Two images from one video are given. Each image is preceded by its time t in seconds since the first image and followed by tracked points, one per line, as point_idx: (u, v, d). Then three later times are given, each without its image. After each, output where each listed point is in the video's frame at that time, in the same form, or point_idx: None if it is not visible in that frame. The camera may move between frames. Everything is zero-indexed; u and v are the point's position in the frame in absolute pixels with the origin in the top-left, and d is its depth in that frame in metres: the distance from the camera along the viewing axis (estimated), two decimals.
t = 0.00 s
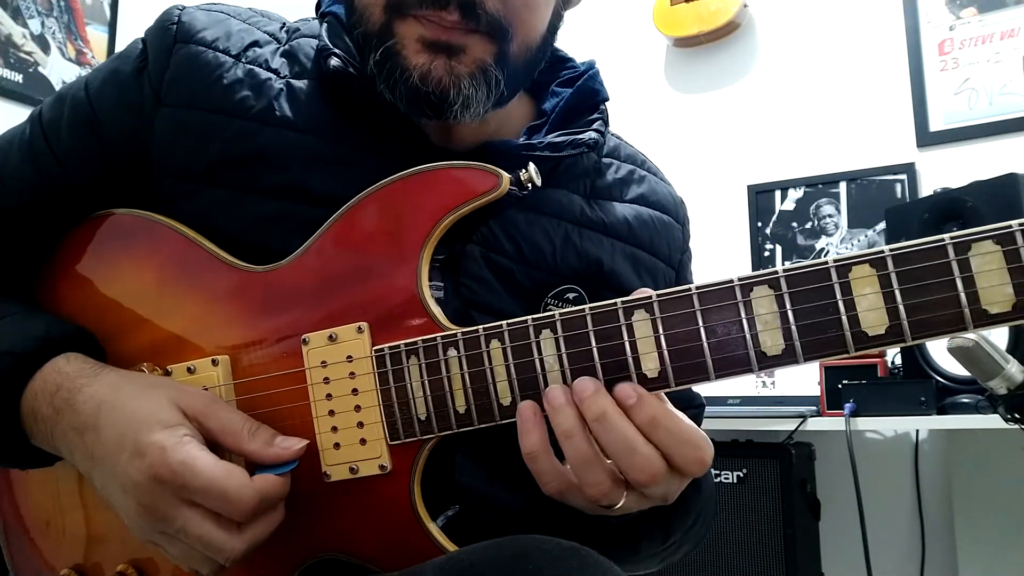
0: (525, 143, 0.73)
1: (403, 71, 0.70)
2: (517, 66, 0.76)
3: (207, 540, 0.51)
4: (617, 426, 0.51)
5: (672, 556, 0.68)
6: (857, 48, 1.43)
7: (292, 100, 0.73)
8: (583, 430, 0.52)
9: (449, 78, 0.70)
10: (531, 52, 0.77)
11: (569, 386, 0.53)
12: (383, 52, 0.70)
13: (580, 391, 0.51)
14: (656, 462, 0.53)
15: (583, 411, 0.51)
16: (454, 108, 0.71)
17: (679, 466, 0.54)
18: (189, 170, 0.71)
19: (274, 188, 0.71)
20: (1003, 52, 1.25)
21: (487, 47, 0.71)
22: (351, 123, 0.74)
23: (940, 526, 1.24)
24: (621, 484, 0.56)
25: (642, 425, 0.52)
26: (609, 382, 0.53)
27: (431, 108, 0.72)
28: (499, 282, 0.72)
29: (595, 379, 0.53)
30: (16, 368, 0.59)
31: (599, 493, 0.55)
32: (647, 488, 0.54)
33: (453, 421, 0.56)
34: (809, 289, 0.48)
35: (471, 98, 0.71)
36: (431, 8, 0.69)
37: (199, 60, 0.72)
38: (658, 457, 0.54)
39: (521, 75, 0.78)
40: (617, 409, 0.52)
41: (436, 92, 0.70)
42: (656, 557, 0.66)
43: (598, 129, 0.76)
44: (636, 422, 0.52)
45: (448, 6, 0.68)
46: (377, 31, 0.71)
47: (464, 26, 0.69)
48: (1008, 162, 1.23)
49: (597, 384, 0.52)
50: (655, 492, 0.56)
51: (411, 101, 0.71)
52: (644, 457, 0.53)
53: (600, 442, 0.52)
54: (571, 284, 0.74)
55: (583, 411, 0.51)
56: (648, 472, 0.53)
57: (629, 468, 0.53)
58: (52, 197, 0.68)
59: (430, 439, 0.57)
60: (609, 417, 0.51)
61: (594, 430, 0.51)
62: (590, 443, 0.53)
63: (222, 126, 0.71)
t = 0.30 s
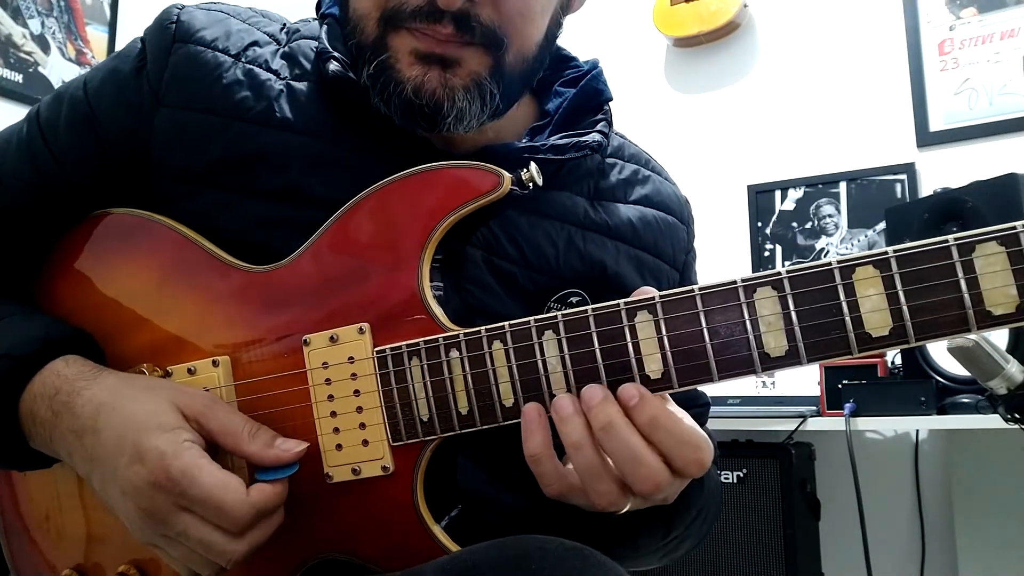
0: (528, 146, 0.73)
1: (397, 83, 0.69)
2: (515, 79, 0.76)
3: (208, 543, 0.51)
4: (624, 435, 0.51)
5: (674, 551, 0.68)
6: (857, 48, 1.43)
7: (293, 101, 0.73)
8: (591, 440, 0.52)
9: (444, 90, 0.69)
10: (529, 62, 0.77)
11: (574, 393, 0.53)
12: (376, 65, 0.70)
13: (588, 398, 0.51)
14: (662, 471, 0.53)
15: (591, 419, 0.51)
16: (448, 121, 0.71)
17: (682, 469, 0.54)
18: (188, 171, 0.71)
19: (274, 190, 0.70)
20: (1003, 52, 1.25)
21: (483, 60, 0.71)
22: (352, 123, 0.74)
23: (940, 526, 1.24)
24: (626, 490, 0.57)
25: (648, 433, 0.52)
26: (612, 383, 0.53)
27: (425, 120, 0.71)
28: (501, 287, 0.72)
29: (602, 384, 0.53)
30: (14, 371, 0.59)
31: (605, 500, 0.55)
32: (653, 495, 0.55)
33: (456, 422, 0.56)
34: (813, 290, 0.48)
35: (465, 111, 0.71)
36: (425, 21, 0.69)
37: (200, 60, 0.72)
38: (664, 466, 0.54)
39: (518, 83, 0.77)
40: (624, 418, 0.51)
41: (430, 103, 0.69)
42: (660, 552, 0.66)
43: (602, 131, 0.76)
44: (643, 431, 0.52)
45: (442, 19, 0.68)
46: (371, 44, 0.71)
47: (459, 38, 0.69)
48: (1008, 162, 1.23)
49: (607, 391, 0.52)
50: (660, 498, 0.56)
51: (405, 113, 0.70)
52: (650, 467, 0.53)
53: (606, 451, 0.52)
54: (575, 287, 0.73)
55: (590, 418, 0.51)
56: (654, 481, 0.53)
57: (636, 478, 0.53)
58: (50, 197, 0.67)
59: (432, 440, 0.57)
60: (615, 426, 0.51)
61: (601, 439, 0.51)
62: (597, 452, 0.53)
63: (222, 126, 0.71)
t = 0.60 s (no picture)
0: (528, 147, 0.73)
1: (401, 95, 0.69)
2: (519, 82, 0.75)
3: (210, 544, 0.51)
4: (611, 440, 0.51)
5: (674, 554, 0.68)
6: (857, 48, 1.43)
7: (290, 102, 0.73)
8: (580, 443, 0.52)
9: (448, 100, 0.70)
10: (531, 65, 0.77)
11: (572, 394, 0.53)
12: (380, 76, 0.70)
13: (578, 401, 0.51)
14: (649, 477, 0.53)
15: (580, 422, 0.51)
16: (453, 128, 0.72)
17: (666, 475, 0.54)
18: (185, 172, 0.71)
19: (272, 191, 0.70)
20: (1003, 52, 1.25)
21: (487, 67, 0.70)
22: (351, 124, 0.74)
23: (940, 526, 1.24)
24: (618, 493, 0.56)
25: (634, 438, 0.52)
26: (611, 384, 0.53)
27: (430, 128, 0.72)
28: (501, 290, 0.72)
29: (598, 391, 0.53)
30: (13, 373, 0.58)
31: (595, 503, 0.55)
32: (641, 501, 0.55)
33: (455, 424, 0.56)
34: (814, 291, 0.48)
35: (470, 120, 0.72)
36: (428, 30, 0.67)
37: (197, 60, 0.72)
38: (651, 471, 0.54)
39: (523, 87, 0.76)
40: (611, 422, 0.51)
41: (434, 113, 0.70)
42: (660, 554, 0.66)
43: (604, 132, 0.75)
44: (630, 436, 0.52)
45: (445, 28, 0.67)
46: (371, 55, 0.70)
47: (462, 47, 0.68)
48: (1008, 162, 1.23)
49: (597, 396, 0.52)
50: (649, 503, 0.56)
51: (410, 122, 0.71)
52: (637, 472, 0.53)
53: (593, 456, 0.52)
54: (575, 290, 0.73)
55: (579, 421, 0.51)
56: (642, 486, 0.53)
57: (623, 483, 0.53)
58: (47, 199, 0.67)
59: (431, 442, 0.57)
60: (602, 430, 0.51)
61: (588, 444, 0.51)
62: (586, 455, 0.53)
63: (219, 127, 0.71)
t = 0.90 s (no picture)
0: (528, 146, 0.74)
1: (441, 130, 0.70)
2: (537, 94, 0.75)
3: (211, 546, 0.51)
4: (612, 440, 0.51)
5: (676, 551, 0.68)
6: (857, 48, 1.43)
7: (288, 102, 0.73)
8: (581, 441, 0.52)
9: (486, 128, 0.69)
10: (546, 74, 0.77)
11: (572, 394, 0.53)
12: (417, 113, 0.70)
13: (580, 400, 0.51)
14: (649, 477, 0.53)
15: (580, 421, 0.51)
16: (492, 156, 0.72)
17: (665, 477, 0.54)
18: (184, 172, 0.71)
19: (272, 192, 0.70)
20: (1003, 52, 1.25)
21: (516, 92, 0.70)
22: (351, 124, 0.74)
23: (940, 526, 1.24)
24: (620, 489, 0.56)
25: (635, 438, 0.52)
26: (611, 384, 0.53)
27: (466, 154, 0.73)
28: (501, 290, 0.72)
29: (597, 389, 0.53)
30: (14, 375, 0.58)
31: (596, 500, 0.55)
32: (641, 501, 0.55)
33: (455, 424, 0.56)
34: (813, 291, 0.48)
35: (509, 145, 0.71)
36: (463, 66, 0.67)
37: (195, 60, 0.72)
38: (651, 472, 0.54)
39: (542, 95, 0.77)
40: (612, 423, 0.51)
41: (474, 146, 0.71)
42: (663, 551, 0.66)
43: (603, 131, 0.75)
44: (631, 437, 0.52)
45: (481, 63, 0.67)
46: (407, 92, 0.70)
47: (496, 78, 0.68)
48: (1008, 162, 1.23)
49: (599, 394, 0.52)
50: (650, 502, 0.56)
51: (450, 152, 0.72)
52: (638, 472, 0.53)
53: (594, 454, 0.52)
54: (575, 289, 0.73)
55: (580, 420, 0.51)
56: (642, 485, 0.53)
57: (623, 483, 0.53)
58: (45, 200, 0.67)
59: (432, 442, 0.57)
60: (603, 430, 0.51)
61: (589, 443, 0.51)
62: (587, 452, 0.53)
63: (218, 127, 0.71)
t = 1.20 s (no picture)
0: (527, 145, 0.73)
1: (412, 118, 0.70)
2: (517, 91, 0.75)
3: (211, 548, 0.51)
4: (614, 440, 0.51)
5: (679, 546, 0.68)
6: (857, 48, 1.43)
7: (288, 101, 0.73)
8: (583, 440, 0.51)
9: (458, 119, 0.69)
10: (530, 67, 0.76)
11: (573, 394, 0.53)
12: (390, 101, 0.70)
13: (582, 399, 0.51)
14: (650, 477, 0.53)
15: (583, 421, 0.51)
16: (465, 148, 0.71)
17: (666, 477, 0.55)
18: (184, 172, 0.71)
19: (272, 192, 0.70)
20: (1003, 52, 1.25)
21: (489, 83, 0.71)
22: (350, 124, 0.73)
23: (940, 526, 1.24)
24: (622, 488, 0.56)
25: (637, 438, 0.52)
26: (612, 385, 0.53)
27: (443, 149, 0.72)
28: (502, 289, 0.72)
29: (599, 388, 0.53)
30: (17, 373, 0.58)
31: (598, 498, 0.55)
32: (642, 500, 0.55)
33: (456, 425, 0.56)
34: (813, 293, 0.48)
35: (480, 136, 0.70)
36: (434, 52, 0.68)
37: (195, 59, 0.72)
38: (652, 472, 0.54)
39: (527, 90, 0.77)
40: (615, 422, 0.51)
41: (446, 135, 0.70)
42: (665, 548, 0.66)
43: (602, 128, 0.76)
44: (633, 437, 0.52)
45: (451, 49, 0.68)
46: (382, 79, 0.71)
47: (468, 64, 0.69)
48: (1008, 162, 1.23)
49: (601, 394, 0.52)
50: (651, 502, 0.56)
51: (424, 145, 0.71)
52: (639, 472, 0.53)
53: (597, 454, 0.52)
54: (576, 288, 0.73)
55: (582, 420, 0.51)
56: (644, 485, 0.53)
57: (625, 482, 0.53)
58: (45, 199, 0.67)
59: (433, 442, 0.57)
60: (605, 430, 0.51)
61: (591, 442, 0.51)
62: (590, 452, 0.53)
63: (218, 126, 0.71)
